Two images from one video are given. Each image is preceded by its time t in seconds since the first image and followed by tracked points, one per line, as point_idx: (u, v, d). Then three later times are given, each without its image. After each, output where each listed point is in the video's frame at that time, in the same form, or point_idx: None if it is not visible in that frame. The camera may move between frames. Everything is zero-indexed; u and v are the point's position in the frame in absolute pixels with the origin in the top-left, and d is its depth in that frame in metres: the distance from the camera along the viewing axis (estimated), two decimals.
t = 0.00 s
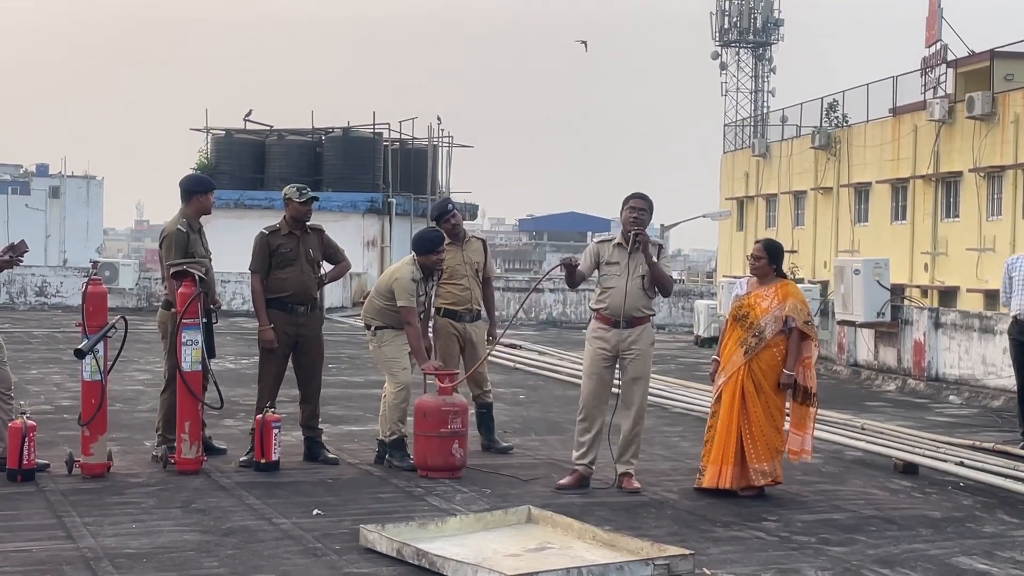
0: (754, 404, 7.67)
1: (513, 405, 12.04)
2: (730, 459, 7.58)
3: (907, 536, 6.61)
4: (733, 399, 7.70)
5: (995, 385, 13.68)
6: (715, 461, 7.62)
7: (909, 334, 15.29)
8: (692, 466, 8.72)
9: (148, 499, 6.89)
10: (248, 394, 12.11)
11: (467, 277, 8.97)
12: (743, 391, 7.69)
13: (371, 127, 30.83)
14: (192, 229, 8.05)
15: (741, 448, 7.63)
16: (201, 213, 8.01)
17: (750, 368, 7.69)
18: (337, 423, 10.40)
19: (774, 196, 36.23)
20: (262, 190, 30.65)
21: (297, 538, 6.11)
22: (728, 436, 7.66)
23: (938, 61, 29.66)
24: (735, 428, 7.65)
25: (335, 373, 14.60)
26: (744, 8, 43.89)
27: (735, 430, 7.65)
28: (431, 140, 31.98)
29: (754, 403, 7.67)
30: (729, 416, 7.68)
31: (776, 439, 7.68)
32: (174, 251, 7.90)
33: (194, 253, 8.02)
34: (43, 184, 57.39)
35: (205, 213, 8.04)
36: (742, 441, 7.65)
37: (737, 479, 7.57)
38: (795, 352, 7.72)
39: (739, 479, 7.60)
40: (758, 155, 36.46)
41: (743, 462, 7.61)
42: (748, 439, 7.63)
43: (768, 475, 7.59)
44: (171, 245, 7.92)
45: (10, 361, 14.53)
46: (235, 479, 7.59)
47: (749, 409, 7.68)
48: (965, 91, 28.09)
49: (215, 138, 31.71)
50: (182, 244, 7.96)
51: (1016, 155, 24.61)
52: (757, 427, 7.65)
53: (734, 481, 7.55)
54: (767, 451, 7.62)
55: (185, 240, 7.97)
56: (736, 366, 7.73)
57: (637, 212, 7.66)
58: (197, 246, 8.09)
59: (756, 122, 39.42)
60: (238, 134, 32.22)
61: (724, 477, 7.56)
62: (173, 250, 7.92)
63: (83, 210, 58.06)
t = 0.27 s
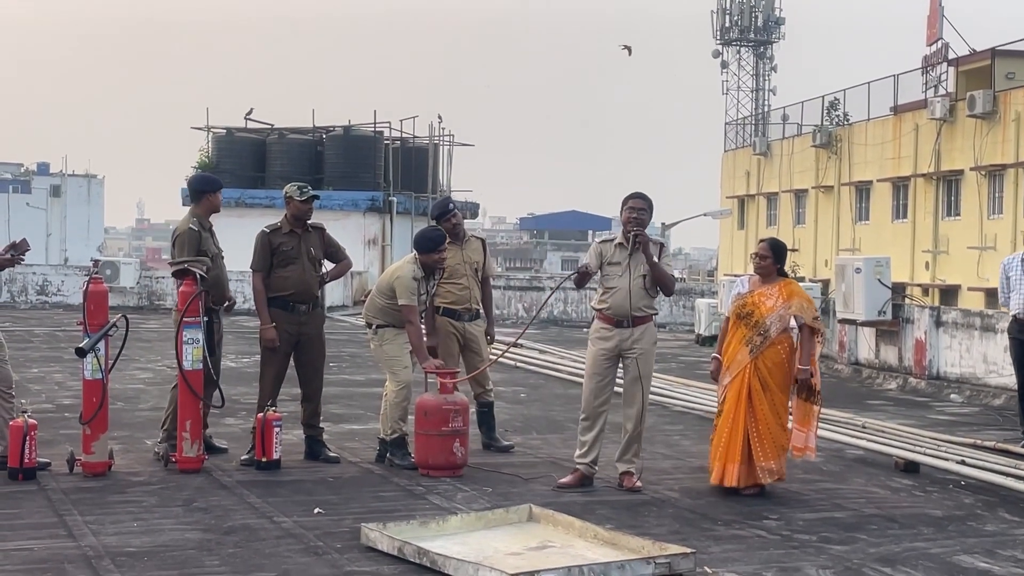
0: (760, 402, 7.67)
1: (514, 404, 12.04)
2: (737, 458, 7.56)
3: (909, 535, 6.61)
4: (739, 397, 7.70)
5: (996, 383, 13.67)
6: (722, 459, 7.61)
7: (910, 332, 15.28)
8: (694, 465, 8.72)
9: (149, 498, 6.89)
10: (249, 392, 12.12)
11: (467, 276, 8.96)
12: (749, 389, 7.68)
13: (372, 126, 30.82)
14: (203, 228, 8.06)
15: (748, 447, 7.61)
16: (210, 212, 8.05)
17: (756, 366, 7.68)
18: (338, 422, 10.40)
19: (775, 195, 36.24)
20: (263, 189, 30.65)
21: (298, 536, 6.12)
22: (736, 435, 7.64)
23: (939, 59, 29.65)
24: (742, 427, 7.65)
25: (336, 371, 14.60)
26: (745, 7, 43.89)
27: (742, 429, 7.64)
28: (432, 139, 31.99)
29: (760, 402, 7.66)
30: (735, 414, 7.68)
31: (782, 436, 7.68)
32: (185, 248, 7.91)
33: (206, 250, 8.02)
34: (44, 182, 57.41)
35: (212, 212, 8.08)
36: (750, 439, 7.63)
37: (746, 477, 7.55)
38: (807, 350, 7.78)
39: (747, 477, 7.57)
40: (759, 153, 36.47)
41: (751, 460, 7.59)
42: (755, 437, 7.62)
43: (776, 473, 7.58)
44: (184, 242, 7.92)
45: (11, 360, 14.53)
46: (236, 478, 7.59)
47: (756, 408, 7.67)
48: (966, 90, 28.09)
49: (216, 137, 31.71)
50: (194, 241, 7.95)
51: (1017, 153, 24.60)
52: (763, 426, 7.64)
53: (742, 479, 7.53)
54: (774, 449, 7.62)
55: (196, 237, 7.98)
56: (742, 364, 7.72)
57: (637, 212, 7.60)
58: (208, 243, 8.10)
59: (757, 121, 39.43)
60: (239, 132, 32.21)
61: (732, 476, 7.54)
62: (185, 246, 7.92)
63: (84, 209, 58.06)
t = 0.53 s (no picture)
0: (761, 400, 7.65)
1: (516, 404, 12.04)
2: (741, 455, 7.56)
3: (910, 534, 6.61)
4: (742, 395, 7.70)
5: (997, 383, 13.67)
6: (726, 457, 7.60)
7: (911, 332, 15.28)
8: (695, 464, 8.72)
9: (151, 497, 6.89)
10: (251, 392, 12.12)
11: (467, 276, 8.95)
12: (750, 387, 7.68)
13: (373, 126, 30.82)
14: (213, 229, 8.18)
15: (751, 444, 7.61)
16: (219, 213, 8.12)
17: (756, 364, 7.68)
18: (339, 421, 10.40)
19: (776, 195, 36.23)
20: (264, 189, 30.65)
21: (300, 536, 6.12)
22: (738, 432, 7.64)
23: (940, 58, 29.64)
24: (743, 424, 7.64)
25: (337, 371, 14.60)
26: (746, 7, 43.90)
27: (745, 427, 7.63)
28: (433, 138, 31.99)
29: (762, 400, 7.65)
30: (737, 412, 7.68)
31: (784, 435, 7.68)
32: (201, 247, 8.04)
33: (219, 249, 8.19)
34: (45, 182, 57.44)
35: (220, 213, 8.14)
36: (752, 437, 7.62)
37: (749, 474, 7.54)
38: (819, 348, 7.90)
39: (752, 474, 7.57)
40: (760, 153, 36.46)
41: (754, 456, 7.58)
42: (757, 435, 7.61)
43: (778, 470, 7.58)
44: (198, 242, 8.04)
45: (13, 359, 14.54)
46: (237, 477, 7.60)
47: (757, 406, 7.65)
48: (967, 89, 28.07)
49: (217, 136, 31.72)
50: (207, 241, 8.09)
51: (1018, 153, 24.59)
52: (766, 423, 7.63)
53: (747, 476, 7.52)
54: (776, 447, 7.61)
55: (209, 237, 8.11)
56: (743, 362, 7.73)
57: (636, 211, 7.60)
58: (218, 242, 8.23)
59: (758, 120, 39.42)
60: (241, 132, 32.22)
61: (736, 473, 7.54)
62: (199, 245, 8.05)
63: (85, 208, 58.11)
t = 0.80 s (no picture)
0: (768, 399, 7.67)
1: (517, 404, 12.04)
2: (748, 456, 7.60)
3: (911, 535, 6.61)
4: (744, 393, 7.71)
5: (998, 383, 13.66)
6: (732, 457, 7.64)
7: (912, 332, 15.27)
8: (696, 465, 8.72)
9: (152, 498, 6.90)
10: (252, 393, 12.13)
11: (469, 277, 8.95)
12: (756, 387, 7.69)
13: (374, 126, 30.82)
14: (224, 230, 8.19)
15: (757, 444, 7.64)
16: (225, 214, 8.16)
17: (762, 364, 7.70)
18: (341, 422, 10.41)
19: (777, 195, 36.22)
20: (266, 189, 30.66)
21: (301, 536, 6.12)
22: (744, 432, 7.66)
23: (942, 58, 29.63)
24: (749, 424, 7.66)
25: (338, 371, 14.61)
26: (747, 7, 43.90)
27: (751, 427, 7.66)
28: (434, 139, 32.00)
29: (768, 399, 7.67)
30: (743, 411, 7.69)
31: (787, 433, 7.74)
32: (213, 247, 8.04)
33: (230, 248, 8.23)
34: (47, 183, 57.46)
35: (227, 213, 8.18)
36: (758, 437, 7.65)
37: (756, 475, 7.59)
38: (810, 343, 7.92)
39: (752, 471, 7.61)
40: (762, 153, 36.46)
41: (757, 454, 7.63)
42: (764, 435, 7.64)
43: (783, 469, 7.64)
44: (210, 241, 8.04)
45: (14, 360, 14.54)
46: (238, 478, 7.60)
47: (763, 406, 7.67)
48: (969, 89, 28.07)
49: (219, 136, 31.73)
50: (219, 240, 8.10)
51: (1019, 153, 24.58)
52: (772, 423, 7.66)
53: (750, 474, 7.58)
54: (781, 447, 7.66)
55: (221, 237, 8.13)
56: (748, 362, 7.73)
57: (637, 212, 7.60)
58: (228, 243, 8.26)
59: (759, 121, 39.41)
60: (242, 132, 32.23)
61: (744, 473, 7.59)
62: (210, 244, 8.04)
63: (86, 209, 58.15)
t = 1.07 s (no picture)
0: (776, 398, 7.68)
1: (518, 405, 12.04)
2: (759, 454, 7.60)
3: (913, 536, 6.60)
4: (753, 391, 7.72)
5: (1000, 384, 13.65)
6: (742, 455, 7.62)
7: (914, 333, 15.26)
8: (697, 466, 8.72)
9: (153, 499, 6.90)
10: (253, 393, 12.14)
11: (470, 277, 8.95)
12: (764, 386, 7.69)
13: (375, 127, 30.82)
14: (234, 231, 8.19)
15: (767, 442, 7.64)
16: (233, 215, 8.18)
17: (770, 362, 7.71)
18: (342, 423, 10.41)
19: (778, 195, 36.21)
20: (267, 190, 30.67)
21: (302, 538, 6.12)
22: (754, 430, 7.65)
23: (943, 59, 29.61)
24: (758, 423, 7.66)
25: (340, 372, 14.61)
26: (748, 7, 43.89)
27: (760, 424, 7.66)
28: (435, 140, 32.00)
29: (776, 397, 7.68)
30: (751, 410, 7.69)
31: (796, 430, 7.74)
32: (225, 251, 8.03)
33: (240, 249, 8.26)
34: (48, 184, 57.46)
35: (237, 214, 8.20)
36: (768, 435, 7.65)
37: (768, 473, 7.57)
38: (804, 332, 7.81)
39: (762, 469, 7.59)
40: (763, 154, 36.46)
41: (769, 452, 7.61)
42: (774, 433, 7.64)
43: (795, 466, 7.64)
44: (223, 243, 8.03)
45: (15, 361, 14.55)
46: (240, 479, 7.60)
47: (772, 404, 7.67)
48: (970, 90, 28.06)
49: (220, 137, 31.74)
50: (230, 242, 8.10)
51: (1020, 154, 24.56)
52: (782, 420, 7.66)
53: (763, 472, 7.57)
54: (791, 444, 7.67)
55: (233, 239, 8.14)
56: (755, 360, 7.73)
57: (636, 215, 7.61)
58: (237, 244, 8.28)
59: (761, 121, 39.40)
60: (243, 133, 32.24)
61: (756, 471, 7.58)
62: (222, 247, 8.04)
63: (88, 209, 58.20)
